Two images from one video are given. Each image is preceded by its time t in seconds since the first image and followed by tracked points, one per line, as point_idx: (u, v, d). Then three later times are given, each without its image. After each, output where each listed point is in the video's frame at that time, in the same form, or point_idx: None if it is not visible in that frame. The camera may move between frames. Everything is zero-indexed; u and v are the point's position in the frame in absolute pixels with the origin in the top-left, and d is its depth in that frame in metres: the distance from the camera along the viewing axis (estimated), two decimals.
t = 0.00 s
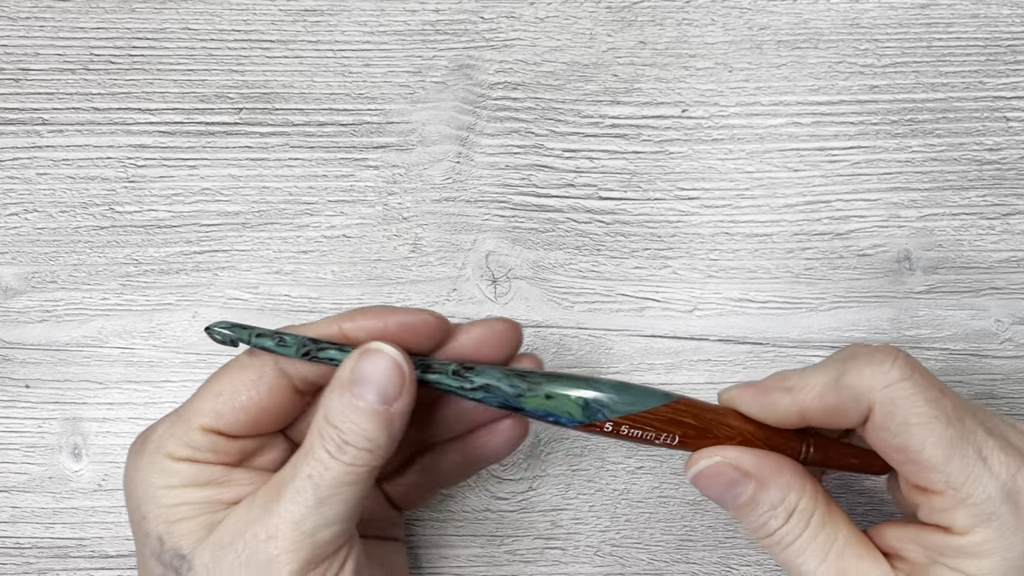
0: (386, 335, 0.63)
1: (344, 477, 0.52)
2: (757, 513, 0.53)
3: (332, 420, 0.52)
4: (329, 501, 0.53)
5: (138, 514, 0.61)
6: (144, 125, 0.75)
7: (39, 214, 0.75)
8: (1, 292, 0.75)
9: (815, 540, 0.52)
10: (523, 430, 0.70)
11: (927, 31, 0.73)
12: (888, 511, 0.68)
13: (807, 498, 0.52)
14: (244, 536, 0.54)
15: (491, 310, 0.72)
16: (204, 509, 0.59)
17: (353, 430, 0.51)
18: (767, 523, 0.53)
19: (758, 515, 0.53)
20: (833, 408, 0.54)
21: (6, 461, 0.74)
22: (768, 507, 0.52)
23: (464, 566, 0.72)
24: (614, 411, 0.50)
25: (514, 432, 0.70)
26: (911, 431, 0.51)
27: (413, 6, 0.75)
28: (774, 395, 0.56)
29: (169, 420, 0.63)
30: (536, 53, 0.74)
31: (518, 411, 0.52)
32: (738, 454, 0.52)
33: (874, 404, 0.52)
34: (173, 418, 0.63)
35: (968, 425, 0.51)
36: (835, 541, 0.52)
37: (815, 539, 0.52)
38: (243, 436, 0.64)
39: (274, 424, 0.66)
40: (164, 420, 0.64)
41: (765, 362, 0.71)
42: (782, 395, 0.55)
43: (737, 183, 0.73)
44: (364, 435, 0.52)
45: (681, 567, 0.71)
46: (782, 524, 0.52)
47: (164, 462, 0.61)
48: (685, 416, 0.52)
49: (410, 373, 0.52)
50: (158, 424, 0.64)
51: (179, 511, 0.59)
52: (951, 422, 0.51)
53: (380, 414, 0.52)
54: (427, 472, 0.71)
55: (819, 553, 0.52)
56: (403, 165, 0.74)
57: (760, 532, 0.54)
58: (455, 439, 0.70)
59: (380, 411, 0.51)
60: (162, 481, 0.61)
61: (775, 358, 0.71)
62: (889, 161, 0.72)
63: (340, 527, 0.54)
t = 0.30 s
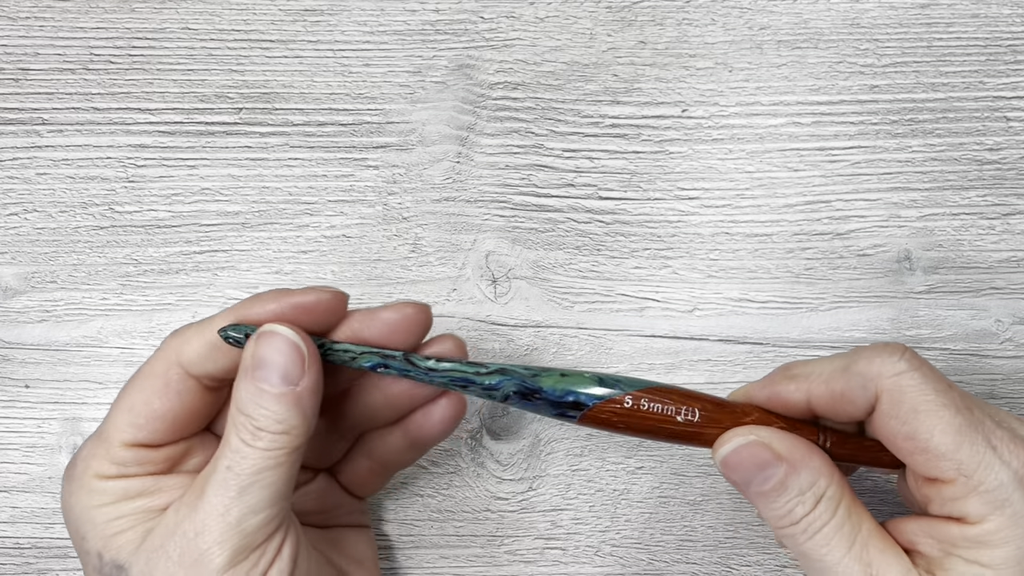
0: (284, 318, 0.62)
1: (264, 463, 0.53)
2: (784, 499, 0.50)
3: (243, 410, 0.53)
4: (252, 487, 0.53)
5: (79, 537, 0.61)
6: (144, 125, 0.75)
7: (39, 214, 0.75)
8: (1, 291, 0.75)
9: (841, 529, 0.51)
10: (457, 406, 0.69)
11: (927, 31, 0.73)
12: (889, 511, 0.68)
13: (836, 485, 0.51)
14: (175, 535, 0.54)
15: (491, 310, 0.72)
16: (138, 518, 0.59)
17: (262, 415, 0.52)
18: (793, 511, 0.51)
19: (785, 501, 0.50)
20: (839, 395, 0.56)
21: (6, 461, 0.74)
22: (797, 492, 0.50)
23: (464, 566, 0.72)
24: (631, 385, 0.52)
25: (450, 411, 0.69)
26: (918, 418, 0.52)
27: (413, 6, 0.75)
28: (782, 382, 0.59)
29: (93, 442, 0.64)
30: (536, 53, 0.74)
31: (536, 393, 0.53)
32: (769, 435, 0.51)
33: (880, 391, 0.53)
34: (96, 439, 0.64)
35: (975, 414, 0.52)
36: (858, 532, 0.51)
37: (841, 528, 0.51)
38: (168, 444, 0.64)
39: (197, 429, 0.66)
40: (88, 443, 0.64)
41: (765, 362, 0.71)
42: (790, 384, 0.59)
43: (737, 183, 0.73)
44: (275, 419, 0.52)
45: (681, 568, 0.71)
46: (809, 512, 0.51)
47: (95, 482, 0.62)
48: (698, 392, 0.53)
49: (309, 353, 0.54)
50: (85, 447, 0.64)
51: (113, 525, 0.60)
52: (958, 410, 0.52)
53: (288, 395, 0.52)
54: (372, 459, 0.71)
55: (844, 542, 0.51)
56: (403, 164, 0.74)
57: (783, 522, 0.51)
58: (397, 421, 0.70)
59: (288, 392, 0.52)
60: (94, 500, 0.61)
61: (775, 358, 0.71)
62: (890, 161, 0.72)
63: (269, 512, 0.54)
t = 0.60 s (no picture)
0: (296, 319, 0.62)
1: (292, 466, 0.52)
2: (789, 505, 0.50)
3: (274, 411, 0.52)
4: (280, 490, 0.52)
5: (100, 526, 0.62)
6: (144, 125, 0.75)
7: (38, 214, 0.75)
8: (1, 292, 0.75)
9: (844, 537, 0.50)
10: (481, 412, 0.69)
11: (927, 31, 0.73)
12: (889, 511, 0.68)
13: (841, 492, 0.50)
14: (199, 534, 0.54)
15: (491, 310, 0.72)
16: (159, 513, 0.59)
17: (293, 417, 0.52)
18: (797, 516, 0.50)
19: (790, 507, 0.50)
20: (825, 411, 0.57)
21: (6, 461, 0.74)
22: (802, 498, 0.49)
23: (465, 566, 0.72)
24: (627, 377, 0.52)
25: (472, 418, 0.69)
26: (904, 429, 0.52)
27: (413, 6, 0.75)
28: (767, 399, 0.61)
29: (115, 432, 0.64)
30: (536, 53, 0.74)
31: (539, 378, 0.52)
32: (777, 437, 0.50)
33: (864, 405, 0.54)
34: (118, 429, 0.64)
35: (959, 421, 0.53)
36: (859, 539, 0.51)
37: (844, 537, 0.51)
38: (187, 435, 0.65)
39: (215, 418, 0.67)
40: (111, 433, 0.65)
41: (765, 362, 0.71)
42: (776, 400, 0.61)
43: (737, 183, 0.73)
44: (308, 422, 0.52)
45: (681, 568, 0.71)
46: (814, 518, 0.50)
47: (118, 472, 0.62)
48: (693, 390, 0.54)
49: (345, 355, 0.53)
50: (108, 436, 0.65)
51: (135, 518, 0.60)
52: (942, 418, 0.52)
53: (321, 399, 0.52)
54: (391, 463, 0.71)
55: (845, 550, 0.51)
56: (403, 165, 0.74)
57: (785, 527, 0.51)
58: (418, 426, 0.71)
59: (321, 395, 0.52)
60: (117, 491, 0.61)
61: (775, 359, 0.71)
62: (890, 161, 0.72)
63: (294, 515, 0.54)
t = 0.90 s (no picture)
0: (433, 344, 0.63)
1: (396, 493, 0.53)
2: (755, 528, 0.52)
3: (389, 436, 0.52)
4: (379, 515, 0.53)
5: (177, 506, 0.61)
6: (144, 125, 0.75)
7: (39, 214, 0.75)
8: (1, 292, 0.75)
9: (813, 557, 0.52)
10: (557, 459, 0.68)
11: (927, 31, 0.73)
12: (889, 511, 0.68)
13: (808, 515, 0.52)
14: (289, 540, 0.54)
15: (491, 310, 0.72)
16: (246, 507, 0.59)
17: (408, 446, 0.52)
18: (766, 538, 0.52)
19: (757, 530, 0.52)
20: (819, 430, 0.55)
21: (6, 461, 0.74)
22: (767, 522, 0.52)
23: (465, 566, 0.72)
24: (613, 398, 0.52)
25: (549, 463, 0.68)
26: (899, 456, 0.51)
27: (413, 6, 0.75)
28: (763, 415, 0.56)
29: (211, 415, 0.64)
30: (536, 53, 0.74)
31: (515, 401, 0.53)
32: (737, 466, 0.52)
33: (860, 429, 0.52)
34: (216, 413, 0.63)
35: (958, 445, 0.51)
36: (833, 558, 0.52)
37: (814, 556, 0.52)
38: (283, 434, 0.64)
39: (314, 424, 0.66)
40: (207, 415, 0.64)
41: (765, 362, 0.71)
42: (770, 414, 0.56)
43: (737, 183, 0.73)
44: (420, 453, 0.52)
45: (681, 568, 0.70)
46: (780, 540, 0.52)
47: (208, 457, 0.62)
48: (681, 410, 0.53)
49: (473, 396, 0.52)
50: (200, 417, 0.64)
51: (220, 508, 0.59)
52: (940, 444, 0.51)
53: (438, 433, 0.52)
54: (456, 495, 0.69)
55: (817, 569, 0.52)
56: (403, 165, 0.74)
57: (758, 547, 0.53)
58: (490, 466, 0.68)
59: (438, 430, 0.52)
60: (205, 476, 0.61)
61: (775, 359, 0.71)
62: (890, 161, 0.72)
63: (385, 541, 0.55)
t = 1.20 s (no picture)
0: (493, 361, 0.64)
1: (457, 515, 0.54)
2: (738, 538, 0.53)
3: (455, 456, 0.53)
4: (439, 535, 0.54)
5: (233, 501, 0.61)
6: (144, 125, 0.75)
7: (38, 214, 0.75)
8: (1, 292, 0.75)
9: (796, 566, 0.52)
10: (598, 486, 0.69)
11: (927, 31, 0.73)
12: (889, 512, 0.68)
13: (789, 524, 0.52)
14: (349, 551, 0.54)
15: (491, 310, 0.72)
16: (305, 509, 0.59)
17: (474, 468, 0.53)
18: (749, 547, 0.53)
19: (740, 539, 0.53)
20: (810, 446, 0.53)
21: (7, 461, 0.74)
22: (747, 531, 0.52)
23: (465, 566, 0.72)
24: (598, 418, 0.53)
25: (590, 490, 0.68)
26: (889, 473, 0.50)
27: (413, 6, 0.75)
28: (754, 425, 0.55)
29: (272, 409, 0.63)
30: (536, 53, 0.74)
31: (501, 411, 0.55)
32: (716, 477, 0.53)
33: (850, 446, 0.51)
34: (276, 407, 0.63)
35: (950, 460, 0.50)
36: (818, 567, 0.52)
37: (797, 565, 0.52)
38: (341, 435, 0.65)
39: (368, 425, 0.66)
40: (266, 410, 0.64)
41: (765, 362, 0.71)
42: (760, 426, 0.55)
43: (737, 183, 0.73)
44: (485, 476, 0.53)
45: (681, 568, 0.70)
46: (763, 549, 0.53)
47: (269, 453, 0.61)
48: (666, 427, 0.54)
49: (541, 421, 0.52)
50: (259, 412, 0.64)
51: (278, 508, 0.59)
52: (931, 460, 0.50)
53: (504, 456, 0.53)
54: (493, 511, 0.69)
55: None
56: (403, 165, 0.74)
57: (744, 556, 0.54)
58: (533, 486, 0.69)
59: (505, 453, 0.52)
60: (265, 473, 0.61)
61: (775, 359, 0.71)
62: (890, 161, 0.72)
63: (441, 562, 0.55)
